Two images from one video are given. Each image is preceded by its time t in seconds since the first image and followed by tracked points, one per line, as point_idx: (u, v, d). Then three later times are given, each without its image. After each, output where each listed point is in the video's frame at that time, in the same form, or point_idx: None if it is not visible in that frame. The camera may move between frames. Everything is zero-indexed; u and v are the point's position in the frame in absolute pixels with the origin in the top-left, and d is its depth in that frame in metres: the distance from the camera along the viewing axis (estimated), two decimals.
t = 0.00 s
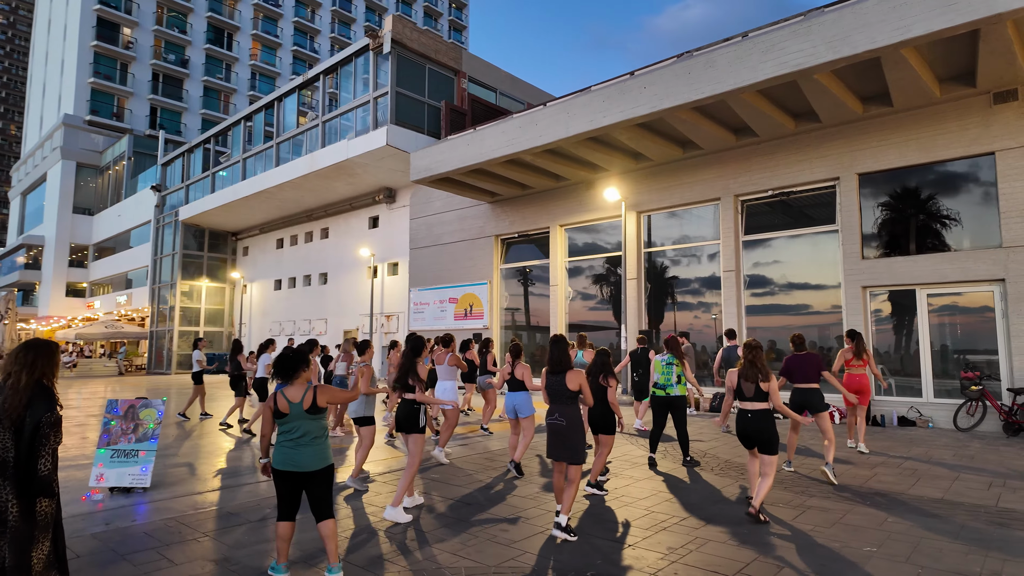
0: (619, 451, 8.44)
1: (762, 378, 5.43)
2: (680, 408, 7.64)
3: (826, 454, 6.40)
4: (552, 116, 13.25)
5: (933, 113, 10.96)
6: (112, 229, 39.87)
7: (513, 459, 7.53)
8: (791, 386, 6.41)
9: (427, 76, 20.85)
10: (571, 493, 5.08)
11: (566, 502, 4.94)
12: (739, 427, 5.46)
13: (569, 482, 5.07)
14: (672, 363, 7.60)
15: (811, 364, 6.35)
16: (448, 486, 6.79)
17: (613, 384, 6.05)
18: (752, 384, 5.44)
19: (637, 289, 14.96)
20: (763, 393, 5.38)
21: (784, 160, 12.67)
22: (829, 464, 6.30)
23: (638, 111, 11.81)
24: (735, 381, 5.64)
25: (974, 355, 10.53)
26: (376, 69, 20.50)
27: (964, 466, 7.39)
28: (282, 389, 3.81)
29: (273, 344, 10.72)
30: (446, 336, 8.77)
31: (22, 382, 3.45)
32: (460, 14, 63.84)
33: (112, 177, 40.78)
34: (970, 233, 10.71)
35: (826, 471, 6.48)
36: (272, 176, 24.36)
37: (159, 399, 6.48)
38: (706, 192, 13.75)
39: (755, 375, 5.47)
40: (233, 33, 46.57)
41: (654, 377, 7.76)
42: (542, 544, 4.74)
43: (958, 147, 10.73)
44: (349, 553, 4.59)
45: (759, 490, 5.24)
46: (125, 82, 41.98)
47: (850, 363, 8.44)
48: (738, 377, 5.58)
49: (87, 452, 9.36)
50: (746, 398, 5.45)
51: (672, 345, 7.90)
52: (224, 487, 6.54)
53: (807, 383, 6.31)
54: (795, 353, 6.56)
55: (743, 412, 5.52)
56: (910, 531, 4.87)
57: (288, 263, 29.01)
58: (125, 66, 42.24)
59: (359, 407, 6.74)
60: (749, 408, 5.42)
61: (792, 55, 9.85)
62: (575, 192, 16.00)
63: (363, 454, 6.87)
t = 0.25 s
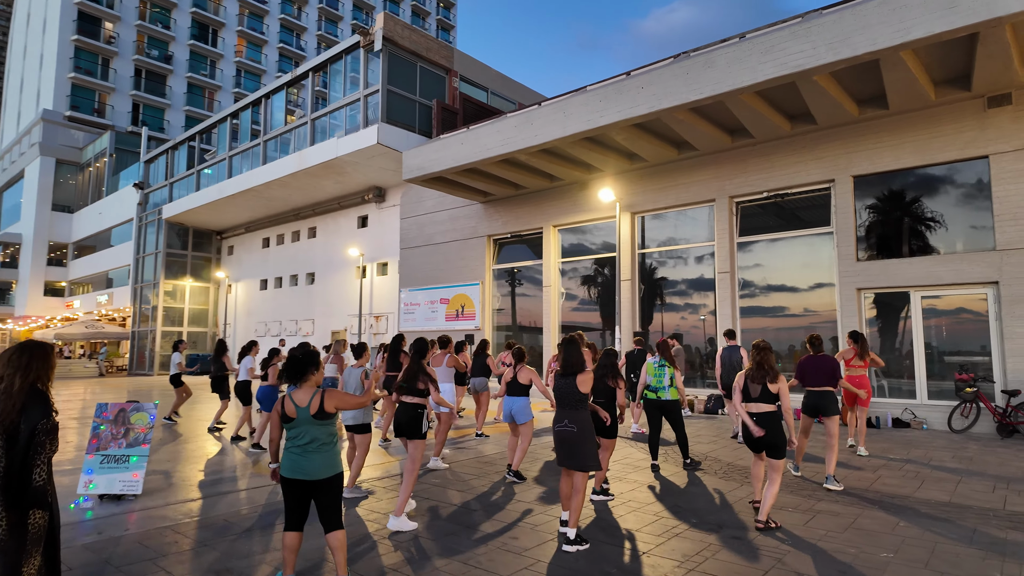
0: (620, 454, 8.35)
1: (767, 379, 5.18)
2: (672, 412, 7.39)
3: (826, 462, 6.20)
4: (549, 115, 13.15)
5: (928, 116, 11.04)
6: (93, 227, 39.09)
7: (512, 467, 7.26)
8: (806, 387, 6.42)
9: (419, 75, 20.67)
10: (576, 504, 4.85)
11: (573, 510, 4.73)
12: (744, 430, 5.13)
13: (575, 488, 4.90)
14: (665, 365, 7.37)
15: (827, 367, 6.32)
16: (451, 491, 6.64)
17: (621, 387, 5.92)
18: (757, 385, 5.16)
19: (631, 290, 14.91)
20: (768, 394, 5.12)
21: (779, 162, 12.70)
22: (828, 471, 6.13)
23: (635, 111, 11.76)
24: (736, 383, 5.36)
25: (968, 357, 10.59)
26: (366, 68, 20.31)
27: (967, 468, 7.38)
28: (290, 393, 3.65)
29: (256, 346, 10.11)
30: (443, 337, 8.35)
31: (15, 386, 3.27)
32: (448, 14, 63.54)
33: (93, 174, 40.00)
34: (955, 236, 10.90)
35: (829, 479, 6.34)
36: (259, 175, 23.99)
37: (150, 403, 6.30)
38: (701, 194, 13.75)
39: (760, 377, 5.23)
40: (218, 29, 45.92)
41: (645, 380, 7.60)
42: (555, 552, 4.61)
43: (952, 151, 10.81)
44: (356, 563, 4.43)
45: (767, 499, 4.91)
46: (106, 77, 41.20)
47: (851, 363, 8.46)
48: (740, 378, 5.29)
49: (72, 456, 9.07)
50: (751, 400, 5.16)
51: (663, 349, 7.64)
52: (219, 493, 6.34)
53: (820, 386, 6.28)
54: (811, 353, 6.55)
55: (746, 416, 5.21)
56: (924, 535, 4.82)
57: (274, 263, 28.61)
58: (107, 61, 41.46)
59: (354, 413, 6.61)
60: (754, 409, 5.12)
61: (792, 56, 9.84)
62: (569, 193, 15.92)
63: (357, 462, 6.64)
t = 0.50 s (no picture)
0: (619, 456, 8.27)
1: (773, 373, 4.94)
2: (669, 413, 7.24)
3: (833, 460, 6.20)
4: (542, 114, 13.07)
5: (920, 119, 11.12)
6: (70, 224, 38.25)
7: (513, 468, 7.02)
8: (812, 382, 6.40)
9: (408, 73, 20.47)
10: (582, 509, 4.64)
11: (582, 520, 4.57)
12: (750, 428, 4.89)
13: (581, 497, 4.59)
14: (659, 366, 7.26)
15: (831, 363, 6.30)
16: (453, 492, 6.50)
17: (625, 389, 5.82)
18: (762, 381, 4.90)
19: (623, 291, 14.87)
20: (773, 390, 4.88)
21: (772, 163, 12.73)
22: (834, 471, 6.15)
23: (631, 110, 11.70)
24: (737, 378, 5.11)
25: (960, 358, 10.68)
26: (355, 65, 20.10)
27: (966, 469, 7.39)
28: (299, 396, 3.49)
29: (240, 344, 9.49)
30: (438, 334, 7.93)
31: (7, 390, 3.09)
32: (434, 13, 63.21)
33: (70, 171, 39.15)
34: (936, 238, 11.13)
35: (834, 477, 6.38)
36: (244, 172, 23.60)
37: (139, 406, 6.12)
38: (694, 194, 13.75)
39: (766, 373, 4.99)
40: (201, 25, 45.21)
41: (641, 380, 7.48)
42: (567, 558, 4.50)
43: (944, 153, 10.91)
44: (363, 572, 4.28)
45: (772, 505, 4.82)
46: (85, 72, 40.34)
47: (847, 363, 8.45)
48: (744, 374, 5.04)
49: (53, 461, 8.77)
50: (757, 397, 4.91)
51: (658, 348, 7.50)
52: (212, 499, 6.14)
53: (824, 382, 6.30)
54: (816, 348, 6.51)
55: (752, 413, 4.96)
56: (935, 537, 4.80)
57: (258, 262, 28.18)
58: (85, 56, 40.60)
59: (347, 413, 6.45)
60: (762, 406, 4.88)
61: (789, 57, 9.84)
62: (561, 193, 15.85)
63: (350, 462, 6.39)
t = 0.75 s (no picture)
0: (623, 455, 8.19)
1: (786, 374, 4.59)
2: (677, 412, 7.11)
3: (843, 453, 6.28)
4: (540, 111, 12.97)
5: (918, 118, 11.14)
6: (54, 222, 37.61)
7: (521, 466, 6.74)
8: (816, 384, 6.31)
9: (401, 69, 20.28)
10: (599, 511, 4.53)
11: (597, 521, 4.47)
12: (757, 429, 4.64)
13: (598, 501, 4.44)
14: (666, 364, 7.19)
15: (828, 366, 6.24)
16: (457, 491, 6.37)
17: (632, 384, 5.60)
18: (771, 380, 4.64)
19: (619, 289, 14.82)
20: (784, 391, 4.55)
21: (769, 162, 12.73)
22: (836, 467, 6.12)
23: (629, 108, 11.63)
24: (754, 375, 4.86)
25: (957, 356, 10.72)
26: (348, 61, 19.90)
27: (970, 468, 7.36)
28: (319, 394, 3.44)
29: (231, 342, 9.20)
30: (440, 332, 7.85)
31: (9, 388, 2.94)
32: (424, 11, 62.85)
33: (54, 168, 38.48)
34: (924, 236, 11.28)
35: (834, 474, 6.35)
36: (233, 170, 23.26)
37: (137, 406, 5.95)
38: (690, 193, 13.71)
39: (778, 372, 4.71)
40: (187, 21, 44.60)
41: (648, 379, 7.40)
42: (583, 560, 4.40)
43: (940, 153, 10.94)
44: None
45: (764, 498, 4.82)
46: (68, 67, 39.65)
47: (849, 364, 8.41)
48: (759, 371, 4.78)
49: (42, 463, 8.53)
50: (767, 396, 4.63)
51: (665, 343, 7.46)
52: (211, 501, 5.98)
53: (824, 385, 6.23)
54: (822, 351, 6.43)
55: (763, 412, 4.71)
56: (951, 537, 4.75)
57: (247, 260, 27.82)
58: (69, 50, 39.91)
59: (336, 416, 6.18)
60: (770, 406, 4.60)
61: (789, 55, 9.82)
62: (556, 191, 15.78)
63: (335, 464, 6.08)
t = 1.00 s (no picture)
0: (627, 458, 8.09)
1: (805, 375, 4.70)
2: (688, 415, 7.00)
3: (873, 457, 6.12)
4: (539, 110, 12.88)
5: (917, 119, 11.17)
6: (37, 220, 36.95)
7: (543, 469, 6.39)
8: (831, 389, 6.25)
9: (396, 67, 20.10)
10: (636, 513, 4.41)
11: (637, 519, 4.41)
12: (779, 434, 4.77)
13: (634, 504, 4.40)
14: (674, 367, 7.05)
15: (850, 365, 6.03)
16: (465, 495, 6.24)
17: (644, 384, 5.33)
18: (791, 382, 4.74)
19: (617, 289, 14.76)
20: (806, 393, 4.67)
21: (767, 162, 12.71)
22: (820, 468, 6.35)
23: (630, 107, 11.56)
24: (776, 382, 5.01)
25: (956, 357, 10.74)
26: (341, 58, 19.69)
27: (977, 469, 7.35)
28: (346, 400, 3.31)
29: (226, 343, 9.03)
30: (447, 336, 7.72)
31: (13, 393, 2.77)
32: (414, 10, 62.48)
33: (38, 165, 37.80)
34: (914, 236, 11.40)
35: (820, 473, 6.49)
36: (223, 167, 22.92)
37: (134, 409, 5.74)
38: (689, 193, 13.67)
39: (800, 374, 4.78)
40: (175, 16, 43.98)
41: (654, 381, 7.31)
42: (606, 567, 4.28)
43: (939, 154, 10.98)
44: None
45: (836, 499, 4.83)
46: (53, 62, 38.95)
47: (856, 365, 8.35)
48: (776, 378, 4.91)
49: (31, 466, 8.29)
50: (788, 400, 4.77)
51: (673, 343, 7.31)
52: (212, 506, 5.80)
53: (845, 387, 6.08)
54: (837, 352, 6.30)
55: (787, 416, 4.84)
56: (970, 540, 4.71)
57: (236, 259, 27.46)
58: (53, 45, 39.22)
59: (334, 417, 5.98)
60: (793, 410, 4.74)
61: (792, 55, 9.79)
62: (554, 190, 15.68)
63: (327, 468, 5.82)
